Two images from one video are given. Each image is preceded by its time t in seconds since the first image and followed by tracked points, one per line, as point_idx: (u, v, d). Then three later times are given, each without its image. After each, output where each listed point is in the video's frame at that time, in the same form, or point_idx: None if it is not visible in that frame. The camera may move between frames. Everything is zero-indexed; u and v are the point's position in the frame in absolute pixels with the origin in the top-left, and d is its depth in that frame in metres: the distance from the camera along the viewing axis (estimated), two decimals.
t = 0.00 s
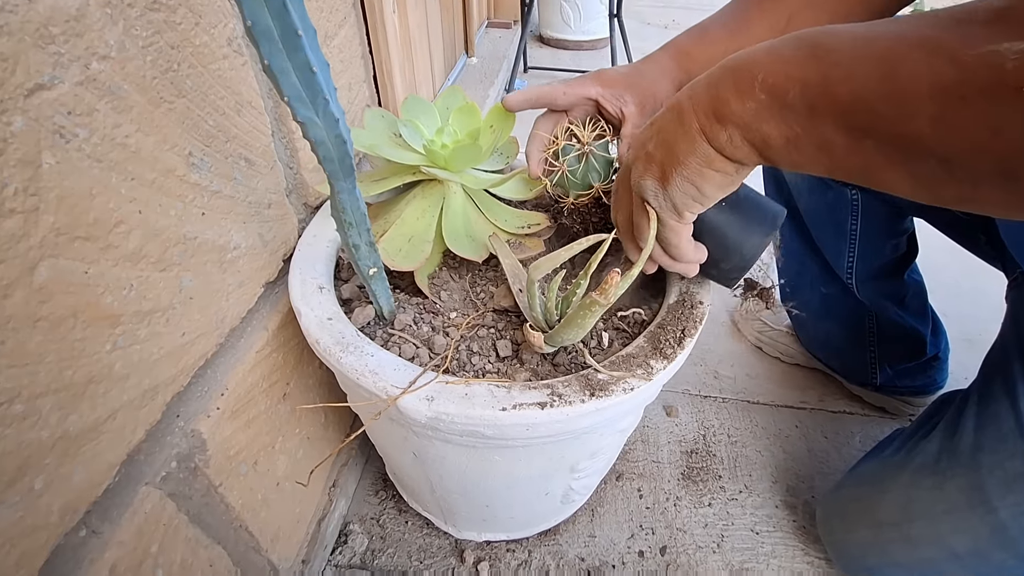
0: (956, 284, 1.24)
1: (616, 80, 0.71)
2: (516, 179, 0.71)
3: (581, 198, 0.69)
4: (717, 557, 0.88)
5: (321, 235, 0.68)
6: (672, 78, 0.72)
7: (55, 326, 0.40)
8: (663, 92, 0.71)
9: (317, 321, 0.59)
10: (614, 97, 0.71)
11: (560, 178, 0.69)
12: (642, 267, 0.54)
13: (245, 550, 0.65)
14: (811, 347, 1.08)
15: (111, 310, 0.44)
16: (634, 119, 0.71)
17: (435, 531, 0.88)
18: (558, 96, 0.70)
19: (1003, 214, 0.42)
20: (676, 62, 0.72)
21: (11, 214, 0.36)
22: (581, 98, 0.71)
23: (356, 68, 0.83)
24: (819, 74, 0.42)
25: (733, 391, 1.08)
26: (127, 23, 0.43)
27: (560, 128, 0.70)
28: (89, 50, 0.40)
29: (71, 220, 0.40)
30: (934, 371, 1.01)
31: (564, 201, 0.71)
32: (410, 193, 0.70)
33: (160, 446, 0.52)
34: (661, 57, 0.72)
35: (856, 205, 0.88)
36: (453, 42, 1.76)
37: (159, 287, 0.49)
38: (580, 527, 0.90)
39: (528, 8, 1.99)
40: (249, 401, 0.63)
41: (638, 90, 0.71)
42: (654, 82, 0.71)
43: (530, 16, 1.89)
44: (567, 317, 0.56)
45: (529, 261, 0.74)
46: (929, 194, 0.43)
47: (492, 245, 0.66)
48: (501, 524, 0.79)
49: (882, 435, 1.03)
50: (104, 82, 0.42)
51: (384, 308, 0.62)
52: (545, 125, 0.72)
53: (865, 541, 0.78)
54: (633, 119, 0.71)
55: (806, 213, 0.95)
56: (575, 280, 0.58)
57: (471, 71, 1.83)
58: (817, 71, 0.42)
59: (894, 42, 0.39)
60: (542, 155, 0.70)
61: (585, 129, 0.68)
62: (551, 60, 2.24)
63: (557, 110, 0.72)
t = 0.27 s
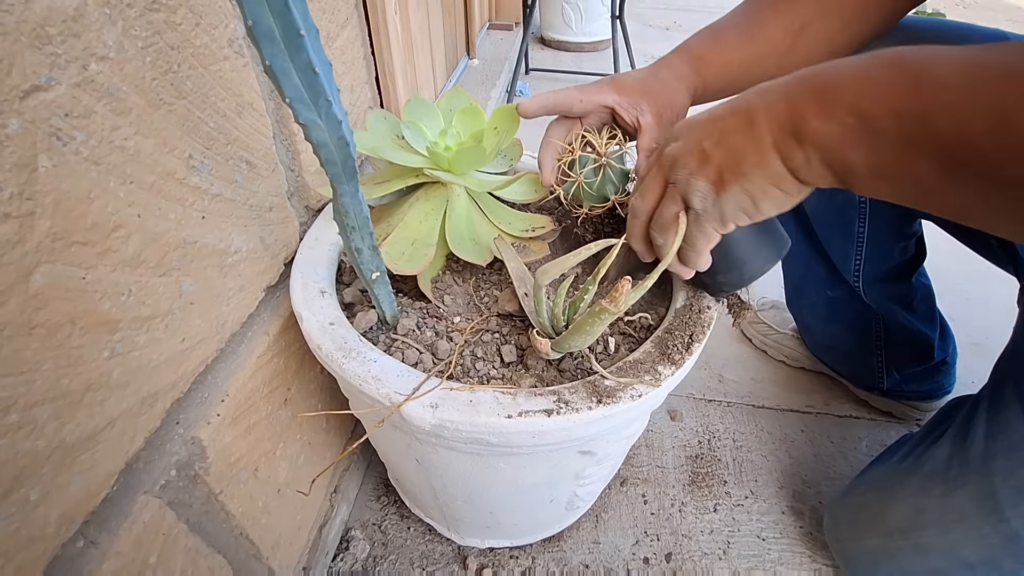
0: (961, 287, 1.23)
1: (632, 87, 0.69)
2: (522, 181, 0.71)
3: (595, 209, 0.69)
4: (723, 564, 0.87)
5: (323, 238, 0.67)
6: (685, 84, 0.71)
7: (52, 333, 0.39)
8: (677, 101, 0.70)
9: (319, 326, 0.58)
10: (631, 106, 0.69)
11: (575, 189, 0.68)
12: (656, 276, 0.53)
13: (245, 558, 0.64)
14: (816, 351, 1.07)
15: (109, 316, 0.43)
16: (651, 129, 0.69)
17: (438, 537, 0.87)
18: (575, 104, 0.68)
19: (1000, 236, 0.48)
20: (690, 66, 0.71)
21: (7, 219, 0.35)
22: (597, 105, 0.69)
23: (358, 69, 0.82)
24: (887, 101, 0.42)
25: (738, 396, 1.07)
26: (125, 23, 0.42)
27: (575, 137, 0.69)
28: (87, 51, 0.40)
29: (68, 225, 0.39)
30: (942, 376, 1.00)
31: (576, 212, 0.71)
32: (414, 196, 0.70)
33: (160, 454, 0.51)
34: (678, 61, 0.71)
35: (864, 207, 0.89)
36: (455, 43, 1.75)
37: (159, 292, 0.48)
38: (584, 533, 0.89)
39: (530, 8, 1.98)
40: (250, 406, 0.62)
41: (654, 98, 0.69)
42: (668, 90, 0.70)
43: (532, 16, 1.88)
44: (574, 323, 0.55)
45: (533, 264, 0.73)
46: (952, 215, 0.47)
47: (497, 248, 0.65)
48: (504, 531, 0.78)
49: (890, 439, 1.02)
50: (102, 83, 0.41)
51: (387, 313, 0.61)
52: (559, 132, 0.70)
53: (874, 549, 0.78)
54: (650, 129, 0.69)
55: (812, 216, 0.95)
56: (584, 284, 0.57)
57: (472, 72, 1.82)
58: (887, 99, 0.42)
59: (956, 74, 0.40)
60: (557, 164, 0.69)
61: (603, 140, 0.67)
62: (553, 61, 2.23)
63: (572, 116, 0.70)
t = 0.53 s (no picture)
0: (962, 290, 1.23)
1: (662, 129, 0.68)
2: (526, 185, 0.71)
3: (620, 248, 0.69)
4: (726, 568, 0.87)
5: (328, 244, 0.67)
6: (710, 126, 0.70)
7: (63, 340, 0.39)
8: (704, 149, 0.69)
9: (324, 332, 0.58)
10: (660, 147, 0.67)
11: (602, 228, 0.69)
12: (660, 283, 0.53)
13: (249, 563, 0.64)
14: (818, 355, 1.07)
15: (118, 323, 0.43)
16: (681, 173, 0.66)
17: (440, 541, 0.87)
18: (606, 146, 0.66)
19: None
20: (715, 106, 0.70)
21: (18, 228, 0.36)
22: (627, 145, 0.67)
23: (362, 75, 0.82)
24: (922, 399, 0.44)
25: (740, 399, 1.08)
26: (135, 33, 0.43)
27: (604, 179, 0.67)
28: (98, 60, 0.40)
29: (78, 232, 0.39)
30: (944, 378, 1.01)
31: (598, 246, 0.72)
32: (417, 201, 0.70)
33: (166, 460, 0.51)
34: (700, 97, 0.71)
35: (868, 207, 0.86)
36: (456, 48, 1.76)
37: (167, 298, 0.48)
38: (587, 537, 0.89)
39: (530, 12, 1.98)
40: (255, 411, 0.62)
41: (683, 142, 0.68)
42: (696, 137, 0.69)
43: (532, 21, 1.89)
44: (579, 328, 0.56)
45: (537, 269, 0.73)
46: None
47: (501, 254, 0.65)
48: (507, 535, 0.78)
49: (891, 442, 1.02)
50: (112, 92, 0.41)
51: (391, 318, 0.62)
52: (587, 167, 0.68)
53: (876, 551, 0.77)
54: (680, 173, 0.67)
55: (815, 217, 0.92)
56: (587, 291, 0.58)
57: (474, 76, 1.83)
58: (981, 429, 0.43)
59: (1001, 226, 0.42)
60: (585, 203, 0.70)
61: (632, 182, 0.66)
62: (554, 65, 2.23)
63: (603, 155, 0.68)
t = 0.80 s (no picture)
0: (965, 292, 1.23)
1: (652, 149, 0.67)
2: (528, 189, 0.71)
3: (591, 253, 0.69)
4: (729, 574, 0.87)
5: (329, 248, 0.67)
6: (703, 147, 0.70)
7: (61, 348, 0.39)
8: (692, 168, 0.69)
9: (325, 338, 0.58)
10: (648, 164, 0.67)
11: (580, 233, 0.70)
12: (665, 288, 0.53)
13: (249, 570, 0.63)
14: (821, 358, 1.07)
15: (116, 329, 0.43)
16: (662, 194, 0.66)
17: (442, 546, 0.86)
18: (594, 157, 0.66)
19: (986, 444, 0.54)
20: (710, 128, 0.70)
21: (16, 236, 0.35)
22: (616, 158, 0.66)
23: (363, 78, 0.82)
24: None
25: (743, 403, 1.07)
26: (135, 38, 0.42)
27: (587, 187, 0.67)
28: (97, 65, 0.39)
29: (77, 239, 0.39)
30: (949, 380, 1.00)
31: (576, 252, 0.72)
32: (418, 204, 0.70)
33: (166, 467, 0.51)
34: (693, 118, 0.71)
35: (873, 207, 0.85)
36: (456, 50, 1.75)
37: (166, 305, 0.48)
38: (590, 542, 0.88)
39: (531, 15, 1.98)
40: (255, 417, 0.62)
41: (670, 163, 0.67)
42: (688, 156, 0.68)
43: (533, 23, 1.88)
44: (581, 333, 0.55)
45: (539, 273, 0.73)
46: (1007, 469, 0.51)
47: (502, 258, 0.65)
48: (509, 541, 0.78)
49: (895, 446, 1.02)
50: (112, 97, 0.41)
51: (393, 324, 0.61)
52: (573, 174, 0.68)
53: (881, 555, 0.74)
54: (661, 194, 0.66)
55: (821, 217, 0.90)
56: (591, 295, 0.57)
57: (474, 78, 1.82)
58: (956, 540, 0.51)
59: None
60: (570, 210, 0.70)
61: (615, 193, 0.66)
62: (554, 67, 2.23)
63: (591, 165, 0.68)
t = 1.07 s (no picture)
0: (966, 291, 1.23)
1: (667, 154, 0.67)
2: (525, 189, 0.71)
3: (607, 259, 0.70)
4: None
5: (327, 248, 0.66)
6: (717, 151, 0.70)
7: (55, 349, 0.38)
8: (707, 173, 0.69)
9: (322, 338, 0.57)
10: (662, 169, 0.66)
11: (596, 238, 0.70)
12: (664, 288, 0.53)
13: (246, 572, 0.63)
14: (822, 358, 1.07)
15: (111, 330, 0.43)
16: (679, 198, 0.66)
17: (441, 548, 0.86)
18: (609, 162, 0.64)
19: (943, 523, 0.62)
20: (724, 134, 0.71)
21: (10, 235, 0.35)
22: (630, 164, 0.66)
23: (362, 79, 0.82)
24: None
25: (743, 403, 1.07)
26: (131, 37, 0.42)
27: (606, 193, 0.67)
28: (92, 65, 0.39)
29: (72, 239, 0.39)
30: (949, 380, 1.00)
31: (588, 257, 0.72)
32: (417, 205, 0.69)
33: (162, 468, 0.50)
34: (707, 123, 0.71)
35: (880, 203, 0.84)
36: (455, 51, 1.75)
37: (163, 305, 0.47)
38: (589, 543, 0.88)
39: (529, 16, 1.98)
40: (253, 418, 0.61)
41: (685, 167, 0.67)
42: (702, 161, 0.69)
43: (532, 23, 1.88)
44: (580, 334, 0.55)
45: (538, 274, 0.73)
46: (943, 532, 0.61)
47: (501, 258, 0.64)
48: (507, 543, 0.78)
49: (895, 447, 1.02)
50: (107, 97, 0.41)
51: (391, 324, 0.61)
52: (587, 179, 0.66)
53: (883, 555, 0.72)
54: (678, 199, 0.66)
55: (826, 213, 0.90)
56: (589, 296, 0.57)
57: (473, 79, 1.82)
58: (868, 541, 0.68)
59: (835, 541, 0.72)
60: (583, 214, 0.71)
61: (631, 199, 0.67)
62: (553, 68, 2.23)
63: (603, 172, 0.67)
